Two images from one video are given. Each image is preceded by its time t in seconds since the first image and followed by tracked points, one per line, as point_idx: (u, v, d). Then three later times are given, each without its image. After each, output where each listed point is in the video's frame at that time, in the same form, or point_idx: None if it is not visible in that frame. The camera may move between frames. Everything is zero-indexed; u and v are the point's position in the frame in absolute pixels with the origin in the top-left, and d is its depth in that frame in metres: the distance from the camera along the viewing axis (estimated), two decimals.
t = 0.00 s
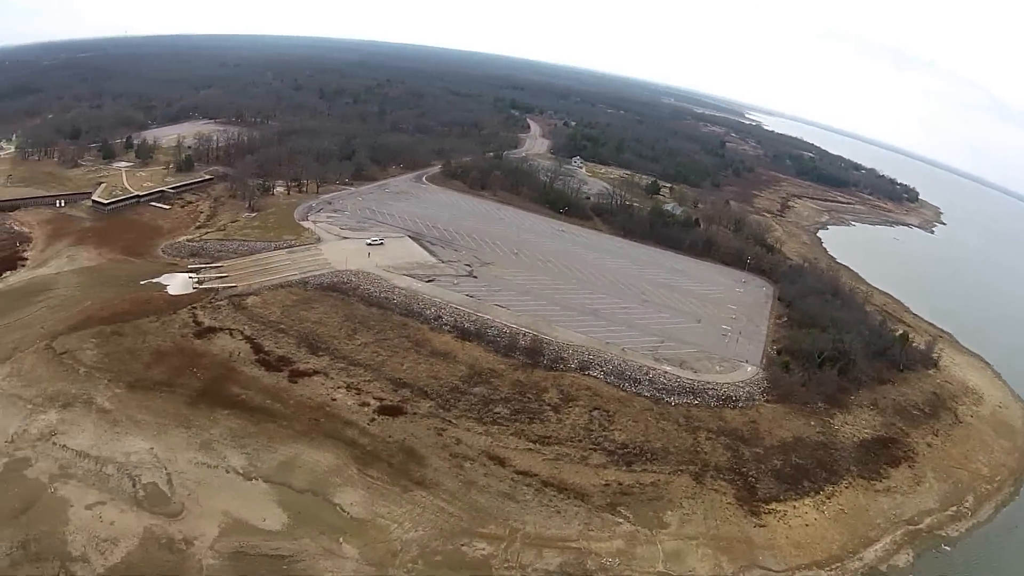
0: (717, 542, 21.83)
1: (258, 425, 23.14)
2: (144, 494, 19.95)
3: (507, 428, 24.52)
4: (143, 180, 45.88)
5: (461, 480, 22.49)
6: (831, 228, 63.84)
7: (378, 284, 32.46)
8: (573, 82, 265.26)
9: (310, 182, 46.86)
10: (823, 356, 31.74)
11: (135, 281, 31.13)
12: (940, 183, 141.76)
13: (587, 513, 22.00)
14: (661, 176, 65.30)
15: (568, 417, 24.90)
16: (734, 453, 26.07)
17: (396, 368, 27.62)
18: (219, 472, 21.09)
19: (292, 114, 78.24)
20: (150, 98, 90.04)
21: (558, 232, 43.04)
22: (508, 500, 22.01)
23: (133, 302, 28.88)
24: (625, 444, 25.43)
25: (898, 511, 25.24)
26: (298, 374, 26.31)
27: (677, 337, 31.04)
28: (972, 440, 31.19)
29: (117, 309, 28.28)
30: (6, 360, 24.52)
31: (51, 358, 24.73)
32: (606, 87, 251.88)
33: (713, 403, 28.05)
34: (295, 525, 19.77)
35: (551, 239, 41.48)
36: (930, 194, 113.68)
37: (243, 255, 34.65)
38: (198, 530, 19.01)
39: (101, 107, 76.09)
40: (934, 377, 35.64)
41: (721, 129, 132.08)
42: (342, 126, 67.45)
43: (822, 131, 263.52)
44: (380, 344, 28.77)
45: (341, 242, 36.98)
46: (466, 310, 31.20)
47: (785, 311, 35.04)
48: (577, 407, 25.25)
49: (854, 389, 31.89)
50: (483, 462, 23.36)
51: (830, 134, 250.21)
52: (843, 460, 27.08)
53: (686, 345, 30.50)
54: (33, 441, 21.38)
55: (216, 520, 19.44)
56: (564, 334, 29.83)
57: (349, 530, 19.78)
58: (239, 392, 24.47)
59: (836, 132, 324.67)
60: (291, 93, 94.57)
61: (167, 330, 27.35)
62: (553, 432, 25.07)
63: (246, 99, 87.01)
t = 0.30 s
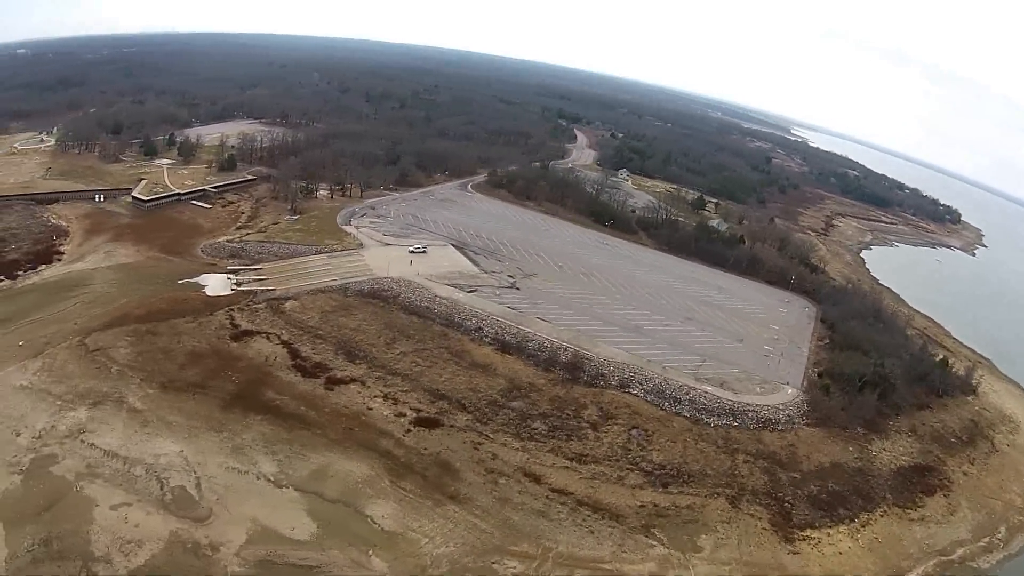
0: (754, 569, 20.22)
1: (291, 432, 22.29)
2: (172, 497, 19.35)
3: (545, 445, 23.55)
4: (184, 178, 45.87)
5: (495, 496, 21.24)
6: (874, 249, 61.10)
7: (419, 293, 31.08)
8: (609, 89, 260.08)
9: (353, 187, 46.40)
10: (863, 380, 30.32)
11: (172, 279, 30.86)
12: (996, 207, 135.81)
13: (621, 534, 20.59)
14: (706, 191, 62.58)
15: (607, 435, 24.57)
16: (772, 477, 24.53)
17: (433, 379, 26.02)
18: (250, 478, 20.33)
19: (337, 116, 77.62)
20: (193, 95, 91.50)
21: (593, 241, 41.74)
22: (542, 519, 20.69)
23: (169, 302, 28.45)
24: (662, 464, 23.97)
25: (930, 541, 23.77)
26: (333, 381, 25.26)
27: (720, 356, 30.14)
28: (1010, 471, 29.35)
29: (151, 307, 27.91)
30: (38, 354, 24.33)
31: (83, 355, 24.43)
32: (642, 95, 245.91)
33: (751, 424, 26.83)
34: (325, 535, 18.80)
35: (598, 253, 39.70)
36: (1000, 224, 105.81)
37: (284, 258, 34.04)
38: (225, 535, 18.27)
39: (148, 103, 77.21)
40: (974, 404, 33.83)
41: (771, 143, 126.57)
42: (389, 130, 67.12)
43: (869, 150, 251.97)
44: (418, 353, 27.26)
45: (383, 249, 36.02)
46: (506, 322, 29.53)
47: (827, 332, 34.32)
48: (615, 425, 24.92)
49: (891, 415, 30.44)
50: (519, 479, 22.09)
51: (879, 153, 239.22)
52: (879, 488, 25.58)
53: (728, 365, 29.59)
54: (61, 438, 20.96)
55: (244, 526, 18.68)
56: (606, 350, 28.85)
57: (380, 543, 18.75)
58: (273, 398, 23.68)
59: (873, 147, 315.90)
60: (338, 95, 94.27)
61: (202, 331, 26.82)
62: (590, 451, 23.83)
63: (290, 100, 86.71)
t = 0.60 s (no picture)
0: None
1: (314, 442, 21.66)
2: (191, 506, 18.86)
3: (571, 458, 22.80)
4: (209, 181, 45.63)
5: (519, 510, 20.35)
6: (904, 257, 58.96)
7: (447, 301, 30.56)
8: (629, 93, 256.60)
9: (380, 193, 45.92)
10: (890, 395, 29.45)
11: (195, 283, 30.51)
12: None
13: (646, 551, 19.65)
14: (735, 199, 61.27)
15: (633, 449, 23.78)
16: (799, 493, 23.54)
17: (458, 388, 25.34)
18: (270, 488, 19.74)
19: (365, 120, 77.29)
20: (222, 96, 91.63)
21: (616, 249, 41.04)
22: (566, 534, 19.76)
23: (191, 306, 28.02)
24: (688, 479, 23.02)
25: (954, 559, 22.36)
26: (357, 390, 24.59)
27: (747, 369, 29.55)
28: None
29: (174, 311, 27.52)
30: (58, 357, 24.03)
31: (104, 359, 24.09)
32: (664, 99, 242.40)
33: (778, 439, 26.04)
34: (346, 547, 18.14)
35: (627, 263, 38.99)
36: None
37: (311, 263, 33.62)
38: (244, 546, 17.75)
39: (178, 104, 77.65)
40: (999, 419, 32.35)
41: (802, 152, 123.69)
42: (418, 135, 66.57)
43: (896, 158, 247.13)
44: (445, 363, 26.70)
45: (411, 256, 35.49)
46: (532, 332, 29.00)
47: (855, 344, 33.63)
48: (641, 439, 24.30)
49: (916, 430, 29.09)
50: (544, 493, 21.20)
51: (906, 161, 234.56)
52: (904, 504, 24.21)
53: (756, 379, 29.00)
54: (79, 443, 20.54)
55: (265, 538, 18.10)
56: (633, 361, 28.33)
57: (401, 556, 17.99)
58: (296, 406, 23.10)
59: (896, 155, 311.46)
60: (365, 98, 93.97)
61: (226, 337, 26.38)
62: (616, 464, 22.98)
63: (317, 102, 86.41)
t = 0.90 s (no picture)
0: None
1: (333, 452, 21.22)
2: (207, 517, 18.46)
3: (594, 469, 22.33)
4: (228, 186, 45.34)
5: (541, 522, 19.80)
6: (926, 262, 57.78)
7: (468, 309, 30.11)
8: (643, 94, 254.18)
9: (401, 198, 45.59)
10: (914, 403, 28.64)
11: (214, 289, 30.18)
12: None
13: (669, 564, 19.03)
14: (757, 204, 60.43)
15: (656, 460, 23.30)
16: (822, 504, 22.88)
17: (480, 398, 24.91)
18: (289, 499, 19.32)
19: (386, 124, 77.04)
20: (241, 99, 91.61)
21: (635, 255, 40.58)
22: (588, 547, 19.18)
23: (209, 313, 27.67)
24: (711, 491, 22.41)
25: (976, 571, 21.51)
26: (377, 399, 24.15)
27: (770, 378, 29.06)
28: None
29: (192, 318, 27.16)
30: (74, 364, 23.74)
31: (120, 367, 23.74)
32: (680, 102, 239.69)
33: (801, 449, 25.48)
34: (365, 561, 17.65)
35: (647, 268, 38.53)
36: None
37: (331, 269, 33.29)
38: (262, 559, 17.34)
39: (197, 108, 77.72)
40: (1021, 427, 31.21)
41: (823, 155, 121.71)
42: (438, 139, 66.14)
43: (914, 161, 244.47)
44: (467, 371, 26.27)
45: (433, 262, 35.08)
46: (554, 339, 28.56)
47: (878, 352, 33.06)
48: (664, 449, 23.85)
49: (939, 438, 28.19)
50: (566, 505, 20.65)
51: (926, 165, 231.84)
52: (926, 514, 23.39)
53: (779, 388, 28.53)
54: (95, 452, 20.20)
55: (283, 551, 17.66)
56: (656, 370, 27.89)
57: (421, 571, 17.47)
58: (315, 416, 22.67)
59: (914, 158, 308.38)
60: (386, 102, 93.63)
61: (244, 345, 26.01)
62: (639, 476, 22.47)
63: (337, 106, 86.18)
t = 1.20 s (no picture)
0: None
1: (346, 461, 20.86)
2: (217, 526, 18.10)
3: (610, 481, 21.89)
4: (244, 188, 45.14)
5: (556, 535, 19.36)
6: (942, 272, 56.76)
7: (485, 316, 29.71)
8: (656, 97, 251.99)
9: (418, 202, 45.29)
10: (931, 417, 27.88)
11: (228, 292, 29.90)
12: None
13: None
14: (775, 211, 59.67)
15: (672, 472, 22.84)
16: (839, 519, 22.26)
17: (496, 407, 24.49)
18: (300, 508, 18.95)
19: (403, 126, 76.85)
20: (258, 100, 91.48)
21: (651, 262, 40.12)
22: (603, 562, 18.70)
23: (223, 317, 27.38)
24: (728, 504, 21.88)
25: None
26: (392, 407, 23.75)
27: (788, 390, 28.58)
28: None
29: (205, 322, 26.86)
30: (85, 366, 23.51)
31: (132, 370, 23.48)
32: (695, 105, 237.40)
33: (818, 462, 24.93)
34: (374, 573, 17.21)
35: (662, 275, 38.08)
36: None
37: (347, 273, 32.96)
38: (271, 569, 16.96)
39: (215, 108, 77.70)
40: None
41: (842, 162, 120.02)
42: (455, 142, 65.75)
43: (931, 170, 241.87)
44: (483, 380, 25.85)
45: (449, 268, 34.70)
46: (571, 348, 28.12)
47: (896, 364, 32.41)
48: (680, 461, 23.39)
49: (957, 452, 27.34)
50: (581, 518, 20.20)
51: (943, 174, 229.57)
52: (942, 530, 22.61)
53: (796, 400, 28.03)
54: (104, 457, 19.94)
55: (292, 561, 17.26)
56: (673, 380, 27.43)
57: None
58: (328, 423, 22.29)
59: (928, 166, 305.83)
60: (404, 104, 93.35)
61: (258, 350, 25.68)
62: (655, 489, 21.99)
63: (355, 108, 86.07)
